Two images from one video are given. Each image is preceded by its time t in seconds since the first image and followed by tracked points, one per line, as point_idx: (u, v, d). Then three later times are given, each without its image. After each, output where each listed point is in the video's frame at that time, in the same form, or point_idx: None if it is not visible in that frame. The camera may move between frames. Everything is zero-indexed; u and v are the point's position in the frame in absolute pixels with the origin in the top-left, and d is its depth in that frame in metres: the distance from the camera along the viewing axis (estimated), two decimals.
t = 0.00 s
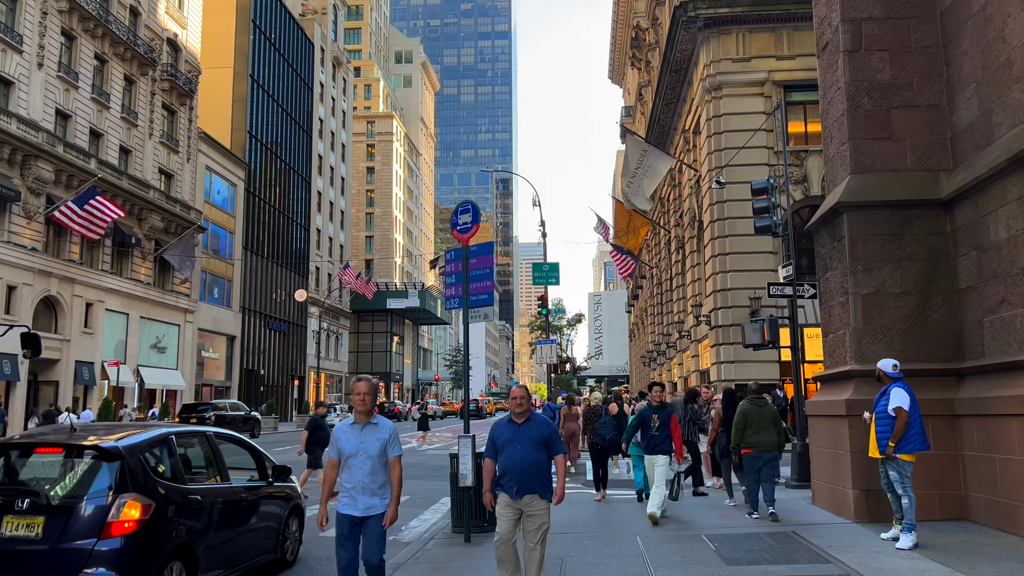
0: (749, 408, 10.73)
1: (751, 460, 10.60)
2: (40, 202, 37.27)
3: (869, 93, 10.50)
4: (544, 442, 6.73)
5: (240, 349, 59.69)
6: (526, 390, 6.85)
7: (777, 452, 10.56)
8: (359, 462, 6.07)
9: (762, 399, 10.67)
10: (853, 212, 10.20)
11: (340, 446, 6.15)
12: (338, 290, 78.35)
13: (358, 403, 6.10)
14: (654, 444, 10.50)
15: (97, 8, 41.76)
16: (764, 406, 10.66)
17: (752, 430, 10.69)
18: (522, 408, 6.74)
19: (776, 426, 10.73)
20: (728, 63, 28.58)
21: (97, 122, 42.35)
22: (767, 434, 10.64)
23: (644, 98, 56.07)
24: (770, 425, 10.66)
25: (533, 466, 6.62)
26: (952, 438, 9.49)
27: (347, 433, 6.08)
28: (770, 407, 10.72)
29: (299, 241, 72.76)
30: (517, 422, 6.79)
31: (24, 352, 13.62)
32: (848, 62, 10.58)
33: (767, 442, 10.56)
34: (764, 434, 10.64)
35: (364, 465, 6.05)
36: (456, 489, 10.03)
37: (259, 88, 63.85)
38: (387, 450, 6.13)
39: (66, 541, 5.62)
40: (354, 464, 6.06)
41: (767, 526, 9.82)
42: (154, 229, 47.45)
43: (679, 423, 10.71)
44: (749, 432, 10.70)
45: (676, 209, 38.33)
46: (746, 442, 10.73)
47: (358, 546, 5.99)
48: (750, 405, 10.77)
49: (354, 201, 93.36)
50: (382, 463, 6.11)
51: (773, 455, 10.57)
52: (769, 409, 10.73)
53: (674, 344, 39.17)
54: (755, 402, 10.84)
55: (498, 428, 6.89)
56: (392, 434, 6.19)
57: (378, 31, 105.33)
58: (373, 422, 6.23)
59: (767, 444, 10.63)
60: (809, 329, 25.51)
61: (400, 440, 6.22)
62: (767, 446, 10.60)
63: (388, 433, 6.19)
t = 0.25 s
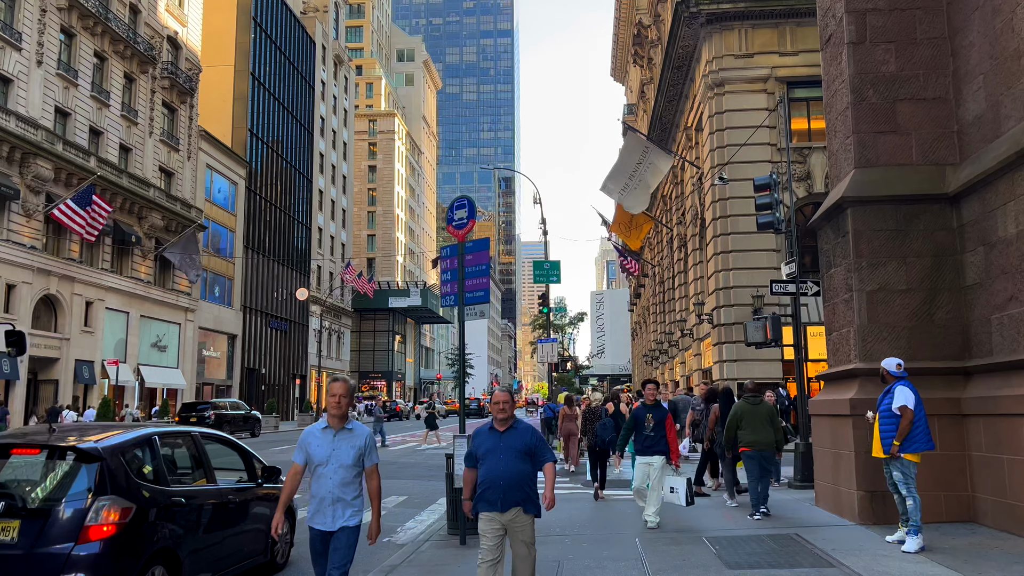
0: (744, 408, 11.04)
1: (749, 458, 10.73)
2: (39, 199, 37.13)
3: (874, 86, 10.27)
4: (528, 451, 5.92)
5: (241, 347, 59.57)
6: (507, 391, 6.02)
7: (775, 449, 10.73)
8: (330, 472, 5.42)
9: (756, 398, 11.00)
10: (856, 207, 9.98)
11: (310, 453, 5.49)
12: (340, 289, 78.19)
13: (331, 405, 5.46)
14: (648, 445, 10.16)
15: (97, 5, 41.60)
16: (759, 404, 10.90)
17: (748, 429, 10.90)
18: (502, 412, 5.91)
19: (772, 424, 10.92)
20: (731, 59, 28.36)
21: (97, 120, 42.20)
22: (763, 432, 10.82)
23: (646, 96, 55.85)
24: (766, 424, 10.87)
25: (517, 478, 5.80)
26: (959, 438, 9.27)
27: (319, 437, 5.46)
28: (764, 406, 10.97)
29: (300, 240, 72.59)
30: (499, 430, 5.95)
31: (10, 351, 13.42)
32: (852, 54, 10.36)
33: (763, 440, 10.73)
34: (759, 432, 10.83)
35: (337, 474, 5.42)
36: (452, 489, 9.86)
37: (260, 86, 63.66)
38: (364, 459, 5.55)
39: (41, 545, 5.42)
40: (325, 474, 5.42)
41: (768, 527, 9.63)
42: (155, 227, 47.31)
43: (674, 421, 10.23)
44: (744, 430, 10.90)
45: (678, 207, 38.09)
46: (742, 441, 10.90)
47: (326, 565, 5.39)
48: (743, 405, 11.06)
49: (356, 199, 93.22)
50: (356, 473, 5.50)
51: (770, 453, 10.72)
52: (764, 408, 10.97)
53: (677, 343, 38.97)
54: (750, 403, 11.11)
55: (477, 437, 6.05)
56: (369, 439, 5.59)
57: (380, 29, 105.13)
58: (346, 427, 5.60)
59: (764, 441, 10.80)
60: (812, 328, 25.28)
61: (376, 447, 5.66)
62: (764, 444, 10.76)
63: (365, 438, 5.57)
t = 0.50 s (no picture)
0: (747, 406, 10.82)
1: (750, 458, 10.57)
2: (37, 196, 36.93)
3: (881, 75, 10.03)
4: (512, 446, 5.55)
5: (241, 345, 59.38)
6: (493, 381, 5.66)
7: (776, 450, 10.58)
8: (299, 473, 4.93)
9: (761, 396, 10.79)
10: (862, 199, 9.74)
11: (279, 451, 5.01)
12: (340, 287, 77.96)
13: (303, 399, 4.99)
14: (646, 447, 9.45)
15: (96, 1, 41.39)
16: (762, 404, 10.70)
17: (750, 428, 10.71)
18: (486, 403, 5.57)
19: (774, 424, 10.74)
20: (733, 54, 28.09)
21: (96, 116, 41.98)
22: (765, 432, 10.65)
23: (648, 92, 55.53)
24: (768, 424, 10.69)
25: (498, 474, 5.44)
26: (968, 436, 9.04)
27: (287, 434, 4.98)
28: (768, 405, 10.76)
29: (301, 238, 72.35)
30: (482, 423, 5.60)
31: None
32: (858, 42, 10.11)
33: (765, 440, 10.56)
34: (761, 432, 10.66)
35: (305, 476, 4.92)
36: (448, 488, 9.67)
37: (260, 84, 63.42)
38: (338, 460, 4.99)
39: (15, 548, 5.17)
40: (294, 474, 4.92)
41: (773, 528, 9.40)
42: (154, 224, 47.11)
43: (671, 420, 9.64)
44: (747, 430, 10.71)
45: (680, 203, 37.78)
46: (744, 440, 10.72)
47: None
48: (747, 403, 10.84)
49: (357, 197, 92.95)
50: (329, 475, 4.96)
51: (771, 453, 10.57)
52: (767, 407, 10.78)
53: (679, 340, 38.73)
54: (753, 401, 10.91)
55: (459, 428, 5.71)
56: (345, 437, 5.04)
57: (381, 27, 104.85)
58: (322, 424, 5.09)
59: (765, 441, 10.63)
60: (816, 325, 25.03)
61: (355, 446, 5.07)
62: (765, 444, 10.60)
63: (338, 437, 5.02)
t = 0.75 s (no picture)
0: (748, 402, 10.68)
1: (750, 455, 10.44)
2: (35, 193, 36.71)
3: (884, 68, 9.81)
4: (500, 460, 5.01)
5: (241, 343, 59.18)
6: (480, 386, 5.13)
7: (777, 447, 10.44)
8: (256, 486, 4.52)
9: (762, 393, 10.65)
10: (866, 195, 9.52)
11: (236, 460, 4.60)
12: (341, 284, 77.72)
13: (257, 402, 4.61)
14: (638, 448, 8.98)
15: None
16: (762, 400, 10.58)
17: (750, 425, 10.57)
18: (473, 410, 5.02)
19: (775, 421, 10.61)
20: (735, 50, 27.84)
21: (94, 113, 41.78)
22: (766, 429, 10.53)
23: (650, 89, 55.17)
24: (768, 420, 10.56)
25: (483, 491, 4.91)
26: (977, 438, 8.82)
27: (244, 446, 4.58)
28: (769, 401, 10.64)
29: (301, 235, 72.13)
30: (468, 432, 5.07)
31: None
32: (862, 34, 9.88)
33: (765, 437, 10.43)
34: (762, 429, 10.52)
35: (267, 487, 4.50)
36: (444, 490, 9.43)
37: (260, 81, 63.17)
38: (301, 467, 4.56)
39: None
40: (252, 487, 4.52)
41: (776, 530, 9.19)
42: (153, 222, 46.91)
43: (662, 418, 9.27)
44: (746, 426, 10.58)
45: (682, 201, 37.52)
46: (744, 437, 10.58)
47: None
48: (748, 398, 10.69)
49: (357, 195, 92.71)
50: (292, 485, 4.55)
51: (771, 450, 10.44)
52: (768, 403, 10.65)
53: (680, 338, 38.54)
54: (754, 397, 10.77)
55: (442, 437, 5.17)
56: (305, 442, 4.62)
57: (382, 24, 104.53)
58: (283, 427, 4.67)
59: (766, 438, 10.49)
60: (819, 323, 24.83)
61: (321, 451, 4.66)
62: (766, 441, 10.46)
63: (301, 441, 4.60)
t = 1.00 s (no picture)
0: (743, 398, 10.48)
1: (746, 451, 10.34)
2: (30, 189, 36.48)
3: (885, 57, 9.60)
4: (478, 454, 4.71)
5: (239, 340, 58.98)
6: (457, 372, 4.81)
7: (773, 442, 10.36)
8: (185, 496, 3.91)
9: (756, 390, 10.41)
10: (866, 187, 9.33)
11: (164, 467, 3.99)
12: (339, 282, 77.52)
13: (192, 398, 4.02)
14: (628, 448, 8.47)
15: None
16: (758, 395, 10.45)
17: (746, 421, 10.43)
18: (449, 399, 4.70)
19: (770, 416, 10.49)
20: (734, 45, 27.60)
21: (90, 109, 41.54)
22: (762, 425, 10.40)
23: (649, 86, 54.95)
24: (764, 415, 10.44)
25: (461, 489, 4.60)
26: (978, 435, 8.63)
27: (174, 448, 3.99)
28: (764, 396, 10.49)
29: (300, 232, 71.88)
30: (443, 425, 4.74)
31: None
32: (862, 23, 9.67)
33: (762, 432, 10.32)
34: (758, 424, 10.40)
35: (199, 499, 3.90)
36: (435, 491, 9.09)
37: (258, 78, 62.90)
38: (240, 475, 3.95)
39: None
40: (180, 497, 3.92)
41: (774, 530, 8.99)
42: (150, 219, 46.68)
43: (653, 420, 8.71)
44: (743, 422, 10.45)
45: (681, 197, 37.30)
46: (740, 433, 10.47)
47: None
48: (743, 394, 10.56)
49: (356, 192, 92.51)
50: (229, 497, 3.94)
51: (767, 445, 10.36)
52: (763, 398, 10.52)
53: (679, 335, 38.36)
54: (749, 392, 10.64)
55: (415, 432, 4.83)
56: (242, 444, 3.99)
57: (381, 21, 104.22)
58: (219, 428, 4.05)
59: (762, 434, 10.39)
60: (819, 320, 24.61)
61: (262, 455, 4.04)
62: (762, 436, 10.37)
63: (239, 446, 3.98)
